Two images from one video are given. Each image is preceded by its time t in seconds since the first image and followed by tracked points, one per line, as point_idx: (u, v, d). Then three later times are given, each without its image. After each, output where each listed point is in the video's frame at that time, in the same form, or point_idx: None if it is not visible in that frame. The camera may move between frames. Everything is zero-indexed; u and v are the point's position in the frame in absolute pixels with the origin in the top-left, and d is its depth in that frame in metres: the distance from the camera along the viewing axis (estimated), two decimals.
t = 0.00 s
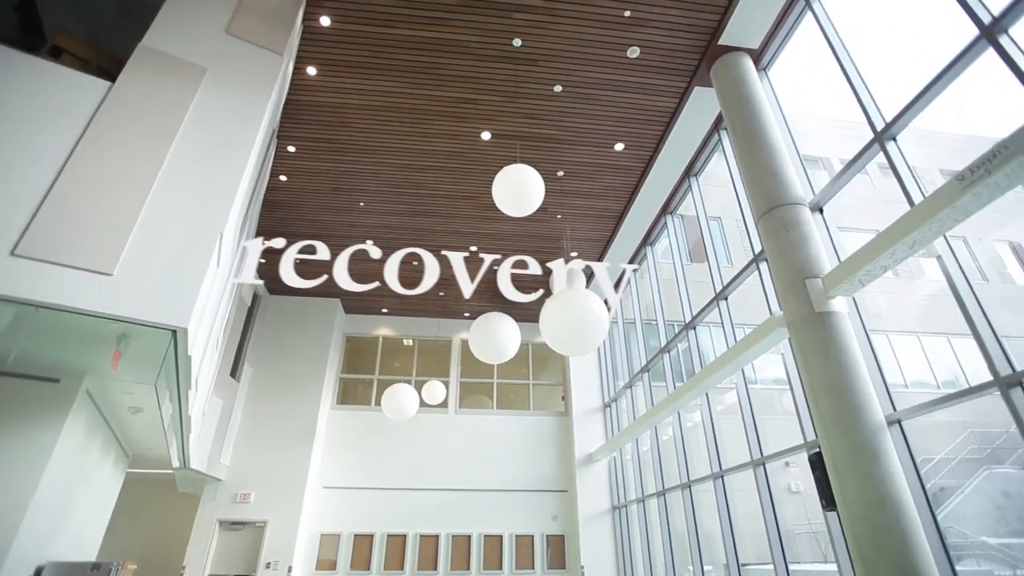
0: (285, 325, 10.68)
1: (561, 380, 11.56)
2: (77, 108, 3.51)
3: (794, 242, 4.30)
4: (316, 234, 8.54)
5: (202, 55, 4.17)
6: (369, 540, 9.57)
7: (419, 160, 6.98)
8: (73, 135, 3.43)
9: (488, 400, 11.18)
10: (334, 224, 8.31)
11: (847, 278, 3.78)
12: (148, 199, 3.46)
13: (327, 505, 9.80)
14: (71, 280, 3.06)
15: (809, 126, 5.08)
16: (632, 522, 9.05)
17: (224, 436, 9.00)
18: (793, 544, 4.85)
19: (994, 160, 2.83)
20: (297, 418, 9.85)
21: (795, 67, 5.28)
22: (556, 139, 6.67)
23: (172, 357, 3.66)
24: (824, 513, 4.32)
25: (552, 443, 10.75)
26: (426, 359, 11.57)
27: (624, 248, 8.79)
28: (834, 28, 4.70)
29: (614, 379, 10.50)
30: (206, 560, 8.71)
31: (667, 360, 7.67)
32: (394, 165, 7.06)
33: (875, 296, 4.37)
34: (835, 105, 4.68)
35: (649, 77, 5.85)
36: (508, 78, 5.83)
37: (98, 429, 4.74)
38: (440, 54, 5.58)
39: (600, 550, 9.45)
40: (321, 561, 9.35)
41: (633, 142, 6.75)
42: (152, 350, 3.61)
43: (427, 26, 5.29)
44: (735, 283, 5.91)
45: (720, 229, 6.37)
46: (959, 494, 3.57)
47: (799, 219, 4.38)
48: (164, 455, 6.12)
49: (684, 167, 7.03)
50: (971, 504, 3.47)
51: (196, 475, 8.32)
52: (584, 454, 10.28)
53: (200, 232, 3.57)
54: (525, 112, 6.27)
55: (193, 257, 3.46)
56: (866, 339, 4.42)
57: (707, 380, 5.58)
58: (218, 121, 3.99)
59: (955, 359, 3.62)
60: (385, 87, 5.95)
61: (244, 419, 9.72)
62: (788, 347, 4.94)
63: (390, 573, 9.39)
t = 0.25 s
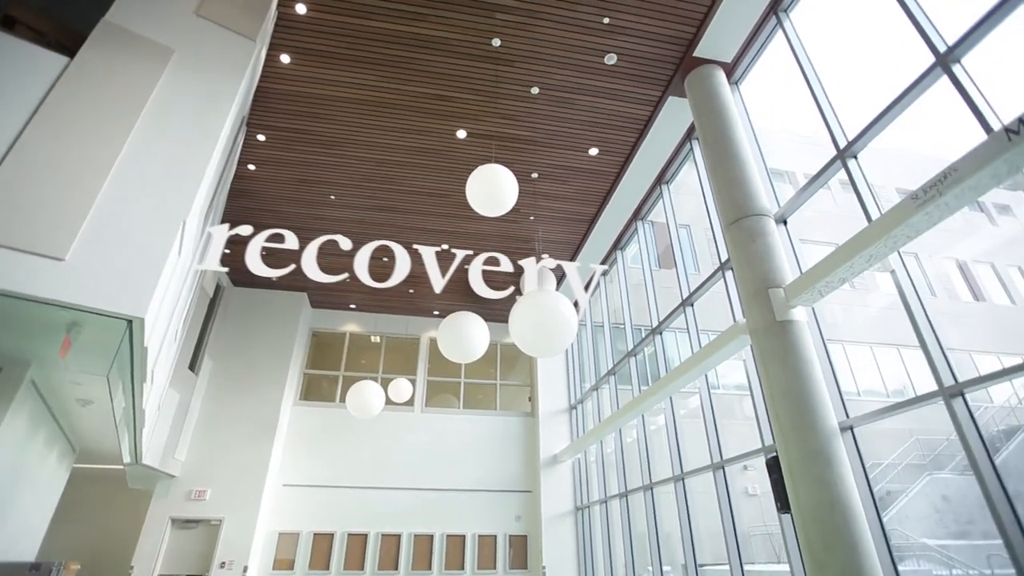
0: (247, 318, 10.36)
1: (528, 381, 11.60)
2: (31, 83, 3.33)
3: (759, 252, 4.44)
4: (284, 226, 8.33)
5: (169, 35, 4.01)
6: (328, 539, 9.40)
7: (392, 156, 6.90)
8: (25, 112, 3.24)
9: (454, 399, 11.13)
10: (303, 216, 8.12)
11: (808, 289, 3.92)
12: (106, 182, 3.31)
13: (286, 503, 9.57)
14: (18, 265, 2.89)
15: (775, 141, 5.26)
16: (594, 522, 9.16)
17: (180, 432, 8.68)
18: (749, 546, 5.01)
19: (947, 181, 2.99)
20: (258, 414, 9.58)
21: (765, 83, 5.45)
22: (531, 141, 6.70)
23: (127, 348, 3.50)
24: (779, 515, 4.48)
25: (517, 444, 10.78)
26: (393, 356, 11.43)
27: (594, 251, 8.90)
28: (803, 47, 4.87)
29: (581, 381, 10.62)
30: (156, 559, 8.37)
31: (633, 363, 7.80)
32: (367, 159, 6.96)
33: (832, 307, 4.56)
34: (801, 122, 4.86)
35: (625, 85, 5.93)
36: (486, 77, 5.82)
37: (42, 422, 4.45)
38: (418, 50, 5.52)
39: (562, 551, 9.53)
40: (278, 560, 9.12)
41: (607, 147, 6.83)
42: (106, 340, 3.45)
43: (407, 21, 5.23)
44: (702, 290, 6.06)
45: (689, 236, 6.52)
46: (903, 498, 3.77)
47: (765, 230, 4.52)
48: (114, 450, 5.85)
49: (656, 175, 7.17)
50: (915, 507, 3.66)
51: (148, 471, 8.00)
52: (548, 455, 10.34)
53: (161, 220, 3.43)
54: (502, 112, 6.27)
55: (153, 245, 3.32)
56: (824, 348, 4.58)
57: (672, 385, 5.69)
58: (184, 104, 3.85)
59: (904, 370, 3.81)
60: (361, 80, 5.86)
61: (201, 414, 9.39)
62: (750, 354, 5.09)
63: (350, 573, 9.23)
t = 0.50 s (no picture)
0: (212, 309, 10.05)
1: (499, 380, 11.60)
2: None
3: (728, 258, 4.55)
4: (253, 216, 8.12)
5: (138, 14, 3.85)
6: (290, 537, 9.21)
7: (368, 149, 6.80)
8: None
9: (423, 397, 11.04)
10: (273, 207, 7.93)
11: (774, 295, 4.03)
12: (64, 164, 3.16)
13: (248, 500, 9.35)
14: None
15: (746, 151, 5.40)
16: (560, 521, 9.23)
17: (137, 425, 8.36)
18: (709, 545, 5.15)
19: (906, 197, 3.12)
20: (221, 408, 9.31)
21: (739, 94, 5.59)
22: (508, 140, 6.70)
23: (82, 336, 3.34)
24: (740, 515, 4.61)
25: (486, 442, 10.78)
26: (363, 352, 11.27)
27: (568, 253, 8.96)
28: (776, 60, 5.01)
29: (551, 381, 10.68)
30: (108, 557, 8.05)
31: (603, 365, 7.89)
32: (342, 151, 6.84)
33: (795, 314, 4.71)
34: (772, 134, 5.01)
35: (603, 89, 5.98)
36: (466, 74, 5.80)
37: None
38: (398, 44, 5.46)
39: (527, 550, 9.57)
40: (238, 558, 8.89)
41: (584, 150, 6.89)
42: (59, 327, 3.28)
43: (387, 14, 5.16)
44: (672, 294, 6.17)
45: (661, 241, 6.63)
46: (856, 499, 3.93)
47: (734, 237, 4.63)
48: (65, 444, 5.60)
49: (631, 179, 7.27)
50: (867, 509, 3.82)
51: (102, 466, 7.68)
52: (516, 455, 10.37)
53: (123, 205, 3.29)
54: (481, 110, 6.26)
55: (114, 232, 3.20)
56: (787, 353, 4.72)
57: (640, 386, 5.78)
58: (152, 87, 3.70)
59: (862, 377, 3.96)
60: (338, 71, 5.75)
61: (159, 408, 9.08)
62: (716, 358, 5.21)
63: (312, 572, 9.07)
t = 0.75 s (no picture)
0: (174, 300, 9.70)
1: (468, 380, 11.56)
2: None
3: (698, 265, 4.64)
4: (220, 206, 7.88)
5: None
6: (250, 536, 8.98)
7: (341, 142, 6.68)
8: None
9: (391, 395, 10.91)
10: (242, 197, 7.72)
11: (740, 302, 4.13)
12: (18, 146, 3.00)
13: (206, 498, 9.07)
14: None
15: (718, 161, 5.53)
16: (525, 522, 9.26)
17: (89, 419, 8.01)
18: (671, 546, 5.25)
19: (867, 212, 3.24)
20: (180, 403, 9.00)
21: (712, 105, 5.72)
22: (485, 139, 6.68)
23: (30, 325, 3.16)
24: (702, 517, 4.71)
25: (454, 442, 10.73)
26: (331, 349, 11.07)
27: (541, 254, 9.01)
28: (749, 74, 5.14)
29: (520, 382, 10.71)
30: (53, 557, 7.69)
31: (572, 366, 7.95)
32: (315, 144, 6.70)
33: (759, 321, 4.85)
34: (742, 146, 5.14)
35: (581, 93, 6.02)
36: (445, 72, 5.76)
37: None
38: (377, 37, 5.38)
39: (492, 550, 9.56)
40: (193, 558, 8.60)
41: (560, 152, 6.92)
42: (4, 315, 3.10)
43: (366, 6, 5.08)
44: (642, 298, 6.26)
45: (632, 246, 6.72)
46: (811, 502, 4.07)
47: (704, 245, 4.73)
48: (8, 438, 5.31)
49: (606, 184, 7.35)
50: (822, 511, 3.96)
51: (50, 461, 7.33)
52: (484, 455, 10.35)
53: (82, 190, 3.14)
54: (459, 108, 6.22)
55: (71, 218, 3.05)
56: (751, 359, 4.84)
57: (608, 389, 5.84)
58: (117, 68, 3.55)
59: (821, 384, 4.10)
60: (314, 61, 5.63)
61: (114, 402, 8.72)
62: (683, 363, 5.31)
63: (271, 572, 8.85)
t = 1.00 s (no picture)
0: (131, 289, 9.31)
1: (435, 379, 11.48)
2: None
3: (666, 272, 4.72)
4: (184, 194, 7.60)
5: None
6: (203, 536, 8.68)
7: (313, 134, 6.53)
8: None
9: (356, 394, 10.73)
10: (207, 186, 7.48)
11: (706, 309, 4.22)
12: None
13: (159, 496, 8.73)
14: None
15: (688, 172, 5.66)
16: (488, 523, 9.24)
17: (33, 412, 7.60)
18: (631, 547, 5.34)
19: (828, 226, 3.35)
20: (134, 397, 8.64)
21: (685, 116, 5.85)
22: (460, 139, 6.65)
23: None
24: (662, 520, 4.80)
25: (419, 442, 10.63)
26: (295, 345, 10.79)
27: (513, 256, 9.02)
28: (721, 88, 5.27)
29: (488, 383, 10.69)
30: None
31: (540, 369, 7.99)
32: (286, 135, 6.54)
33: (723, 329, 4.97)
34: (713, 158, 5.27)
35: (558, 97, 6.06)
36: (422, 69, 5.70)
37: None
38: (354, 31, 5.29)
39: (455, 550, 9.50)
40: (142, 559, 8.26)
41: (535, 155, 6.95)
42: None
43: None
44: (611, 302, 6.34)
45: (603, 251, 6.80)
46: (767, 505, 4.18)
47: (672, 252, 4.82)
48: None
49: (579, 188, 7.42)
50: (776, 514, 4.08)
51: None
52: (448, 455, 10.29)
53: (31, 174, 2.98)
54: (435, 107, 6.17)
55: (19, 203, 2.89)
56: (714, 365, 4.95)
57: (575, 392, 5.88)
58: (75, 46, 3.37)
59: (779, 391, 4.22)
60: (287, 51, 5.49)
61: (61, 394, 8.31)
62: (649, 368, 5.40)
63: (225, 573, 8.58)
